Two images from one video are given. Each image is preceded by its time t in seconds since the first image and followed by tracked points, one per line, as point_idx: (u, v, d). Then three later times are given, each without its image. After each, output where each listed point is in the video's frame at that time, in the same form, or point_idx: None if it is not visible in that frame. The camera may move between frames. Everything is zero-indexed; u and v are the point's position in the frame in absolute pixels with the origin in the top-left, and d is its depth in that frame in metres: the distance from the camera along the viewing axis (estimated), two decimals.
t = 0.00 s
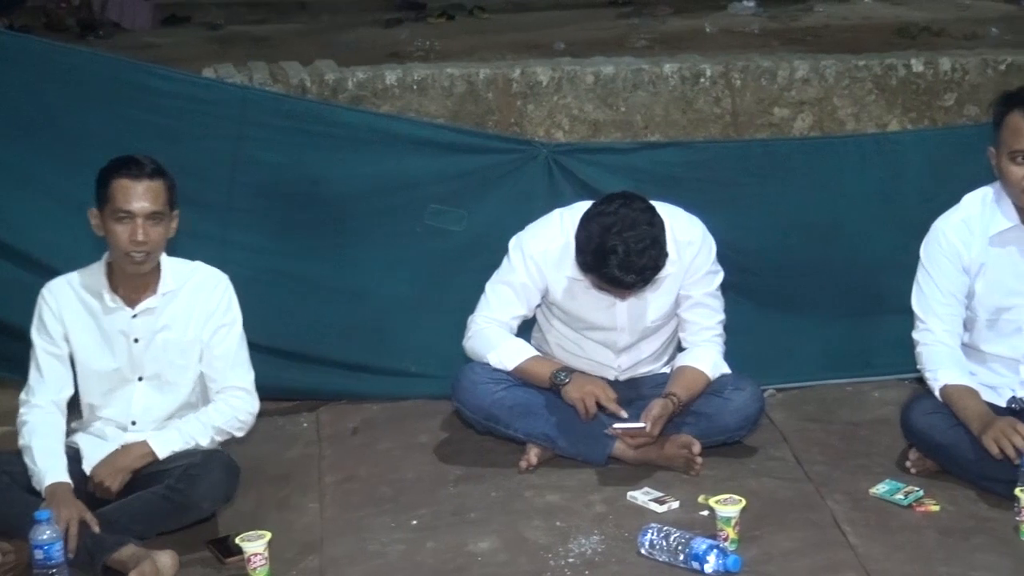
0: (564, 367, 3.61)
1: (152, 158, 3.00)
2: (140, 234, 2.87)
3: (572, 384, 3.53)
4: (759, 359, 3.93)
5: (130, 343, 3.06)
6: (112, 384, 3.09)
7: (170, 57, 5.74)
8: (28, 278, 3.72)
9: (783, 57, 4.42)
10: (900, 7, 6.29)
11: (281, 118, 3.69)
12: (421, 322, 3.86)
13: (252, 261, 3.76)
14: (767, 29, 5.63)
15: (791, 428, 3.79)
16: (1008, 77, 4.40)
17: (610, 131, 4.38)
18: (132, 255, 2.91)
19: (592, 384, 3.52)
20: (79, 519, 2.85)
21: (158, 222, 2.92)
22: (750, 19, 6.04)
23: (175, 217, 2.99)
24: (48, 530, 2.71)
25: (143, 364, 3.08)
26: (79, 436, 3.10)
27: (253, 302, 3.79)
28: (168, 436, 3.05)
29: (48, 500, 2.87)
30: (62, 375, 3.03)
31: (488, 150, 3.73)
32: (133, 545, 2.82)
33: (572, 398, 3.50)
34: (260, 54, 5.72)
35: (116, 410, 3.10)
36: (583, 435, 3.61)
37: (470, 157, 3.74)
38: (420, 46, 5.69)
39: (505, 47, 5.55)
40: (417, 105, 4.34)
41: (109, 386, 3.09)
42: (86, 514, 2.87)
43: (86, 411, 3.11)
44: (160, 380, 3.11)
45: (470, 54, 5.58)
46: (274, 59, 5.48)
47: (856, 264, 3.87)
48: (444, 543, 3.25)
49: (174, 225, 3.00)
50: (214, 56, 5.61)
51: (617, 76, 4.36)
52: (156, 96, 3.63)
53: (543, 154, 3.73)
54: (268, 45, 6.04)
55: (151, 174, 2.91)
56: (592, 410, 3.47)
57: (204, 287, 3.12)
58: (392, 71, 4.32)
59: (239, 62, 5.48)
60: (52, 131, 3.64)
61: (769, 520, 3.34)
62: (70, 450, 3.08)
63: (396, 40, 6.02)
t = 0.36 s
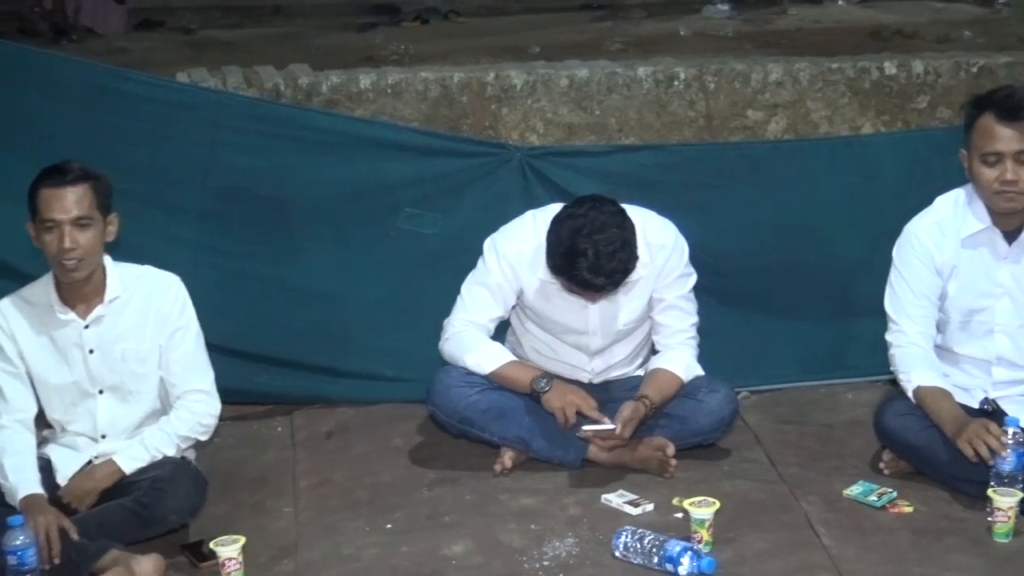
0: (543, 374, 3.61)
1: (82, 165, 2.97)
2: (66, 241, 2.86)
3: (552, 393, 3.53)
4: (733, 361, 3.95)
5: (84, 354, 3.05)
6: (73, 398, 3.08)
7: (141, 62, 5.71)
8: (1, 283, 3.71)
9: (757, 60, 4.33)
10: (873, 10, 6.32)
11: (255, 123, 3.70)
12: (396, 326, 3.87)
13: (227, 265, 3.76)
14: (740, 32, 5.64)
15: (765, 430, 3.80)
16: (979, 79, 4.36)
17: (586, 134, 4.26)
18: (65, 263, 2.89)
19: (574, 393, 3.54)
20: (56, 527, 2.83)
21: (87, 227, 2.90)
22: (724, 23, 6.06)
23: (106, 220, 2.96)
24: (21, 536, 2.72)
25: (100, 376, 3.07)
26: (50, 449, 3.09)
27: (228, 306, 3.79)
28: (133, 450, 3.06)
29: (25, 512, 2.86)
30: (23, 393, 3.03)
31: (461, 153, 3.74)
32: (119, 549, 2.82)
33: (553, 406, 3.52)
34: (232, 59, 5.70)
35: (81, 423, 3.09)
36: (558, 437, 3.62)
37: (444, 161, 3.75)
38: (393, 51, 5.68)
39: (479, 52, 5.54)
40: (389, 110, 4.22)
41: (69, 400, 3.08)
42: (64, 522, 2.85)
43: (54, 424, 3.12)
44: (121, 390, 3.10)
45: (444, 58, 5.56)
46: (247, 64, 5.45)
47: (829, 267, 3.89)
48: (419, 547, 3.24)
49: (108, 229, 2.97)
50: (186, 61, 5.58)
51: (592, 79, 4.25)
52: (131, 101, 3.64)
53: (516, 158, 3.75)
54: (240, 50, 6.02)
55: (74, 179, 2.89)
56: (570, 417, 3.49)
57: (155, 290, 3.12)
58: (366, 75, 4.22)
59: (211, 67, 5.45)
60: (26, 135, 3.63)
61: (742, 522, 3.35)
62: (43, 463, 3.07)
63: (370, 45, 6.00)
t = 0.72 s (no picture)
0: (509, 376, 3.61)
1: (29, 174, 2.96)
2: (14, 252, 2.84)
3: (519, 393, 3.54)
4: (700, 365, 3.96)
5: (42, 367, 3.04)
6: (35, 410, 3.07)
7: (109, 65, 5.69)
8: None
9: (725, 64, 4.34)
10: (843, 14, 6.38)
11: (223, 127, 3.69)
12: (365, 330, 3.88)
13: (194, 270, 3.76)
14: (710, 36, 5.68)
15: (732, 433, 3.82)
16: (946, 83, 4.36)
17: (554, 138, 4.27)
18: (14, 274, 2.88)
19: (540, 393, 3.54)
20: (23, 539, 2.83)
21: (35, 238, 2.88)
22: (693, 26, 6.09)
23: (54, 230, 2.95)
24: None
25: (61, 388, 3.06)
26: (14, 460, 3.09)
27: (195, 311, 3.79)
28: (103, 460, 3.04)
29: None
30: None
31: (431, 157, 3.75)
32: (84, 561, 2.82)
33: (519, 406, 3.52)
34: (203, 63, 5.70)
35: (45, 435, 3.09)
36: (526, 440, 3.63)
37: (413, 165, 3.75)
38: (362, 55, 5.68)
39: (448, 56, 5.55)
40: (357, 113, 4.22)
41: (31, 412, 3.07)
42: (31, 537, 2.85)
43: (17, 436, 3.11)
44: (83, 400, 3.09)
45: (414, 61, 5.57)
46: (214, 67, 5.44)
47: (796, 271, 3.91)
48: (387, 551, 3.23)
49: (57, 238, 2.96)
50: (154, 64, 5.58)
51: (560, 83, 4.25)
52: (97, 106, 3.63)
53: (485, 162, 3.75)
54: (209, 54, 6.01)
55: (21, 190, 2.87)
56: (536, 418, 3.50)
57: (112, 298, 3.10)
58: (334, 79, 4.22)
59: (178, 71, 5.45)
60: None
61: (710, 524, 3.35)
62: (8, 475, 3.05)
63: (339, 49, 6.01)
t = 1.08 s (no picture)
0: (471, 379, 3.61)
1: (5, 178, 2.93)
2: None
3: (482, 397, 3.54)
4: (662, 369, 3.98)
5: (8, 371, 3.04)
6: None
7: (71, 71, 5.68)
8: None
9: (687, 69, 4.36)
10: (804, 19, 6.45)
11: (184, 132, 3.69)
12: (327, 335, 3.88)
13: (156, 276, 3.76)
14: (671, 41, 5.73)
15: (693, 437, 3.84)
16: (906, 87, 4.39)
17: (516, 143, 4.30)
18: None
19: (503, 395, 3.55)
20: None
21: (4, 243, 2.86)
22: (656, 32, 6.13)
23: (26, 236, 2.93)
24: None
25: (26, 393, 3.06)
26: None
27: (156, 317, 3.78)
28: (66, 463, 3.03)
29: None
30: None
31: (393, 162, 3.76)
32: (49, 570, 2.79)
33: (485, 409, 3.52)
34: (165, 68, 5.70)
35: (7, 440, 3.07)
36: (488, 446, 3.62)
37: (375, 170, 3.76)
38: (325, 61, 5.69)
39: (411, 62, 5.57)
40: (319, 118, 4.22)
41: None
42: None
43: None
44: (47, 406, 3.08)
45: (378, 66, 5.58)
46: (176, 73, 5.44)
47: (757, 275, 3.93)
48: (349, 556, 3.21)
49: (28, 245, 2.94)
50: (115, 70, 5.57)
51: (522, 87, 4.27)
52: (58, 111, 3.62)
53: (446, 167, 3.76)
54: (173, 60, 6.01)
55: None
56: (503, 420, 3.51)
57: (81, 306, 3.09)
58: (296, 84, 4.22)
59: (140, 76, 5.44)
60: None
61: (672, 528, 3.35)
62: None
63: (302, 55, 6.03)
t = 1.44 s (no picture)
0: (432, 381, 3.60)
1: None
2: None
3: (443, 398, 3.53)
4: (623, 373, 3.99)
5: None
6: None
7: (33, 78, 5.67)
8: None
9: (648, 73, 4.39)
10: (765, 23, 6.52)
11: (144, 137, 3.68)
12: (289, 340, 3.88)
13: (116, 281, 3.74)
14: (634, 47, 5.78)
15: (655, 440, 3.85)
16: (867, 90, 4.46)
17: (478, 147, 4.31)
18: None
19: (465, 396, 3.54)
20: None
21: None
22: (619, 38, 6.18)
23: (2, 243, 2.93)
24: None
25: None
26: None
27: (117, 322, 3.77)
28: (27, 470, 2.97)
29: None
30: None
31: (356, 167, 3.76)
32: None
33: (447, 411, 3.51)
34: (127, 73, 5.70)
35: None
36: (450, 450, 3.63)
37: (337, 174, 3.77)
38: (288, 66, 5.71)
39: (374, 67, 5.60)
40: (280, 123, 4.23)
41: None
42: None
43: None
44: (9, 415, 3.04)
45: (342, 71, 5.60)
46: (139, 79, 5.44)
47: (717, 278, 3.94)
48: (310, 561, 3.20)
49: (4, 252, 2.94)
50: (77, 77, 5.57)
51: (484, 92, 4.30)
52: (17, 116, 3.61)
53: (407, 171, 3.77)
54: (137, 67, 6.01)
55: None
56: (465, 422, 3.50)
57: (48, 317, 3.03)
58: (257, 88, 4.24)
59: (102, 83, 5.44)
60: None
61: (635, 531, 3.35)
62: None
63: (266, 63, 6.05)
